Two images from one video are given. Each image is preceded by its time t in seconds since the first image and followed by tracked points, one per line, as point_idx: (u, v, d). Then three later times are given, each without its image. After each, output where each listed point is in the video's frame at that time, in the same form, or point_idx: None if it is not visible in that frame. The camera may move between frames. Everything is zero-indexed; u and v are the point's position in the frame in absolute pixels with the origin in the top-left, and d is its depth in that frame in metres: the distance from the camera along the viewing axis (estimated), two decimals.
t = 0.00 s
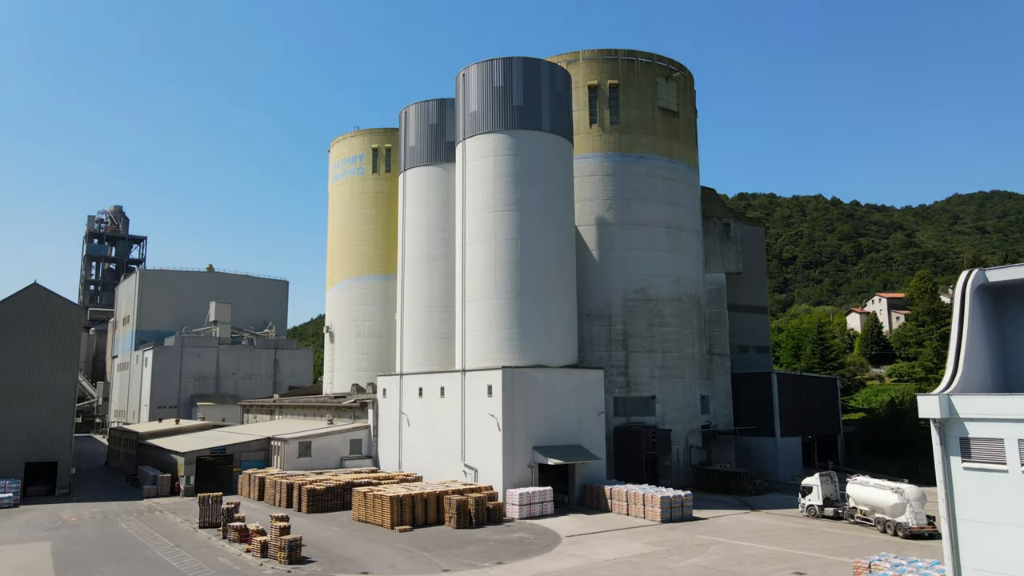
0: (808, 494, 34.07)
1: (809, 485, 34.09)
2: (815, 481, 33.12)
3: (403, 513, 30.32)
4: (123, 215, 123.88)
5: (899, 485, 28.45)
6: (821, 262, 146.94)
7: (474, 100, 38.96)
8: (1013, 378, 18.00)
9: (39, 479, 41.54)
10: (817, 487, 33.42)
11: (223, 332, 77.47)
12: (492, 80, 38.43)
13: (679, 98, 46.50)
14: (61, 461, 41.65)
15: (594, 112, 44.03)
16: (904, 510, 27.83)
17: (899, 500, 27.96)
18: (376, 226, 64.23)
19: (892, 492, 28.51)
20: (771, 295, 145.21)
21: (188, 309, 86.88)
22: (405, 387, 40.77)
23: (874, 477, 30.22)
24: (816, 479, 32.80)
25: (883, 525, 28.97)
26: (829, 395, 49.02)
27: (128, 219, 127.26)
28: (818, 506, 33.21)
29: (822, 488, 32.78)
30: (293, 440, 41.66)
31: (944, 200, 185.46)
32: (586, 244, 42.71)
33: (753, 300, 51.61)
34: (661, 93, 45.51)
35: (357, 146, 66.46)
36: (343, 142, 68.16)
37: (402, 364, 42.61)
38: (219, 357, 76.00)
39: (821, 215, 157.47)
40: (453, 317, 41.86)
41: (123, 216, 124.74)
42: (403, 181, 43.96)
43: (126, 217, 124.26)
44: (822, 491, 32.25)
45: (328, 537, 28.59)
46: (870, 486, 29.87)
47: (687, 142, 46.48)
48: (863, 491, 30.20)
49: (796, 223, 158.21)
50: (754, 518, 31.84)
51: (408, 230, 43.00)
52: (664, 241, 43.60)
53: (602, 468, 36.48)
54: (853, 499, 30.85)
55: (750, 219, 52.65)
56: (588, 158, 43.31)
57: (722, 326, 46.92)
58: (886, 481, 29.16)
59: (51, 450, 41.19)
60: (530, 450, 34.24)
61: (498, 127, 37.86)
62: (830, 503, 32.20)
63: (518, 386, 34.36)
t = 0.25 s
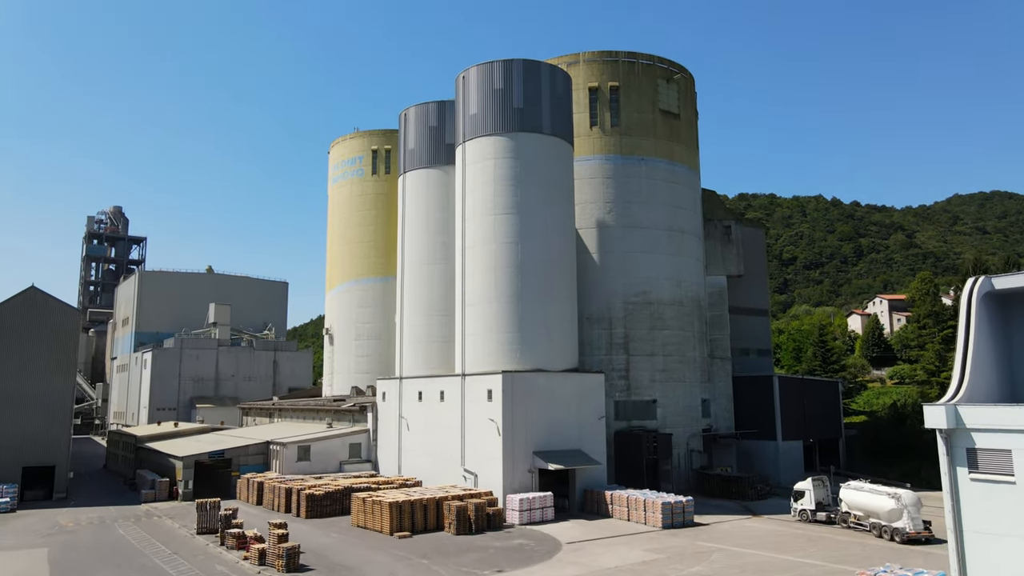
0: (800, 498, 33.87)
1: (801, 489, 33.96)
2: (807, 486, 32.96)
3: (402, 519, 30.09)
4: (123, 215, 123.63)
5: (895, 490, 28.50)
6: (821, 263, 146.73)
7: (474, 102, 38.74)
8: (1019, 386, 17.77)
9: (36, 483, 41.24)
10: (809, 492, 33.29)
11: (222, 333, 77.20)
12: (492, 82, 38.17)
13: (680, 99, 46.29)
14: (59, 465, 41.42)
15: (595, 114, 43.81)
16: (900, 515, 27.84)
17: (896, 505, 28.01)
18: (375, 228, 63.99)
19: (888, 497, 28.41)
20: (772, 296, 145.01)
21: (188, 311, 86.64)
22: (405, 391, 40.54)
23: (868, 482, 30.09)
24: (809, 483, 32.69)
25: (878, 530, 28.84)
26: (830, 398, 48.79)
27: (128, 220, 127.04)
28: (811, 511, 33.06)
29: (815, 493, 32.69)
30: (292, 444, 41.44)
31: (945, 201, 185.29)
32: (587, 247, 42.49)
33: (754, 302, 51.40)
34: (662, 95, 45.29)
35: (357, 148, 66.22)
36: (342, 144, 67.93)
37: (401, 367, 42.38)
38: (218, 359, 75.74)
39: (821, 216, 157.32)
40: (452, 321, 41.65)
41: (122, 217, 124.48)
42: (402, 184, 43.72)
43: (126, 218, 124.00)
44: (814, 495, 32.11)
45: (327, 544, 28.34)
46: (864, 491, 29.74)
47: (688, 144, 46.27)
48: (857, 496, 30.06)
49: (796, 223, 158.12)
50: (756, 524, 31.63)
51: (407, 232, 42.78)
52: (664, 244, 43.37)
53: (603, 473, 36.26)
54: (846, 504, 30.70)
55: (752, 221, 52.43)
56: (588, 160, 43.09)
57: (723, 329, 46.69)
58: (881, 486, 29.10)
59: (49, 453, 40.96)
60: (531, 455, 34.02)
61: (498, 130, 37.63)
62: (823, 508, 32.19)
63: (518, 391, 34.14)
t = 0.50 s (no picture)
0: (792, 502, 33.78)
1: (793, 492, 33.84)
2: (800, 489, 32.89)
3: (402, 524, 29.87)
4: (122, 216, 123.34)
5: (891, 494, 28.73)
6: (821, 263, 146.57)
7: (474, 104, 38.55)
8: None
9: (35, 486, 41.01)
10: (802, 495, 33.26)
11: (221, 335, 76.94)
12: (492, 84, 37.98)
13: (681, 101, 46.12)
14: (57, 468, 41.20)
15: (595, 116, 43.63)
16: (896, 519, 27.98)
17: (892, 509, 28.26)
18: (375, 229, 63.81)
19: (886, 500, 28.59)
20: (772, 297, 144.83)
21: (187, 312, 86.42)
22: (404, 393, 40.36)
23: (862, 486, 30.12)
24: (803, 487, 32.72)
25: (874, 533, 28.83)
26: (831, 400, 48.61)
27: (128, 221, 126.76)
28: (803, 515, 32.97)
29: (809, 496, 32.75)
30: (291, 447, 41.24)
31: (945, 201, 185.20)
32: (587, 249, 42.31)
33: (755, 304, 51.25)
34: (663, 97, 45.12)
35: (356, 149, 66.03)
36: (341, 145, 67.73)
37: (401, 370, 42.19)
38: (218, 361, 75.49)
39: (821, 217, 157.22)
40: (452, 323, 41.46)
41: (122, 217, 124.19)
42: (402, 185, 43.51)
43: (126, 218, 123.69)
44: (808, 498, 32.29)
45: (325, 549, 28.11)
46: (860, 494, 29.79)
47: (689, 145, 46.09)
48: (851, 499, 30.04)
49: (796, 224, 158.09)
50: (757, 529, 31.45)
51: (407, 234, 42.59)
52: (665, 246, 43.19)
53: (603, 476, 36.07)
54: (840, 507, 30.66)
55: (752, 223, 52.26)
56: (589, 162, 42.92)
57: (723, 332, 46.50)
58: (877, 490, 29.29)
59: (47, 456, 40.75)
60: (531, 458, 33.82)
61: (498, 132, 37.46)
62: (816, 511, 32.36)
63: (518, 394, 33.95)
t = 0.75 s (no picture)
0: (786, 504, 33.74)
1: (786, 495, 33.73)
2: (794, 491, 32.81)
3: (401, 527, 29.71)
4: (122, 217, 123.09)
5: (887, 498, 28.78)
6: (822, 264, 146.43)
7: (473, 105, 38.39)
8: None
9: (32, 489, 40.90)
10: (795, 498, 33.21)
11: (221, 336, 76.72)
12: (492, 85, 37.81)
13: (681, 102, 45.96)
14: (55, 470, 41.01)
15: (596, 117, 43.46)
16: (892, 522, 28.00)
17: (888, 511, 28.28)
18: (374, 230, 63.63)
19: (882, 503, 28.58)
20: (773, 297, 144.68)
21: (187, 313, 86.24)
22: (404, 396, 40.18)
23: (857, 489, 30.13)
24: (797, 489, 32.73)
25: (869, 536, 28.82)
26: (833, 403, 48.41)
27: (128, 221, 126.52)
28: (796, 517, 32.89)
29: (802, 498, 32.75)
30: (290, 450, 41.06)
31: (946, 202, 185.11)
32: (588, 251, 42.14)
33: (756, 305, 51.11)
34: (664, 98, 44.95)
35: (356, 149, 65.83)
36: (341, 146, 67.55)
37: (400, 372, 42.01)
38: (217, 362, 75.28)
39: (821, 217, 157.09)
40: (452, 325, 41.29)
41: (122, 218, 123.96)
42: (402, 187, 43.34)
43: (125, 219, 123.42)
44: (801, 501, 32.33)
45: (324, 553, 27.94)
46: (855, 498, 29.77)
47: (690, 147, 45.92)
48: (846, 502, 30.03)
49: (796, 224, 158.04)
50: (758, 533, 31.27)
51: (406, 236, 42.40)
52: (666, 247, 43.01)
53: (604, 479, 35.88)
54: (835, 510, 30.63)
55: (753, 224, 52.09)
56: (589, 163, 42.75)
57: (724, 333, 46.31)
58: (873, 493, 29.37)
59: (45, 458, 40.59)
60: (531, 462, 33.63)
61: (498, 133, 37.30)
62: (809, 514, 32.40)
63: (518, 397, 33.78)
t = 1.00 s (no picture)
0: (778, 505, 33.67)
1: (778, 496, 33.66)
2: (786, 492, 32.74)
3: (401, 530, 29.55)
4: (122, 217, 122.83)
5: (881, 499, 28.83)
6: (822, 264, 146.32)
7: (473, 105, 38.23)
8: None
9: (31, 491, 40.58)
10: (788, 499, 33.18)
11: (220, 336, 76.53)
12: (492, 85, 37.65)
13: (682, 102, 45.81)
14: (53, 472, 40.82)
15: (596, 117, 43.30)
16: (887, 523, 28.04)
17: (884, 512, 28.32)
18: (374, 231, 63.48)
19: (877, 504, 28.53)
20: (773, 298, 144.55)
21: (186, 314, 86.05)
22: (403, 397, 40.01)
23: (851, 490, 30.16)
24: (789, 490, 32.67)
25: (864, 537, 28.83)
26: (834, 404, 48.25)
27: (127, 221, 126.30)
28: (789, 518, 32.83)
29: (795, 499, 32.70)
30: (289, 452, 40.89)
31: (946, 202, 185.00)
32: (588, 251, 41.97)
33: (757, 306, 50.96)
34: (664, 98, 44.79)
35: (355, 150, 65.66)
36: (340, 146, 67.42)
37: (400, 373, 41.83)
38: (217, 362, 75.10)
39: (822, 217, 156.96)
40: (452, 326, 41.12)
41: (122, 218, 123.71)
42: (401, 187, 43.16)
43: (125, 219, 123.17)
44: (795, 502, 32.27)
45: (324, 556, 27.77)
46: (849, 499, 29.74)
47: (690, 147, 45.76)
48: (841, 503, 30.04)
49: (796, 224, 158.00)
50: (760, 535, 31.09)
51: (406, 237, 42.22)
52: (666, 248, 42.85)
53: (605, 481, 35.72)
54: (829, 511, 30.61)
55: (754, 225, 51.95)
56: (589, 163, 42.58)
57: (725, 334, 46.14)
58: (868, 494, 29.40)
59: (43, 460, 40.40)
60: (531, 464, 33.44)
61: (498, 133, 37.14)
62: (802, 515, 32.35)
63: (518, 398, 33.61)
